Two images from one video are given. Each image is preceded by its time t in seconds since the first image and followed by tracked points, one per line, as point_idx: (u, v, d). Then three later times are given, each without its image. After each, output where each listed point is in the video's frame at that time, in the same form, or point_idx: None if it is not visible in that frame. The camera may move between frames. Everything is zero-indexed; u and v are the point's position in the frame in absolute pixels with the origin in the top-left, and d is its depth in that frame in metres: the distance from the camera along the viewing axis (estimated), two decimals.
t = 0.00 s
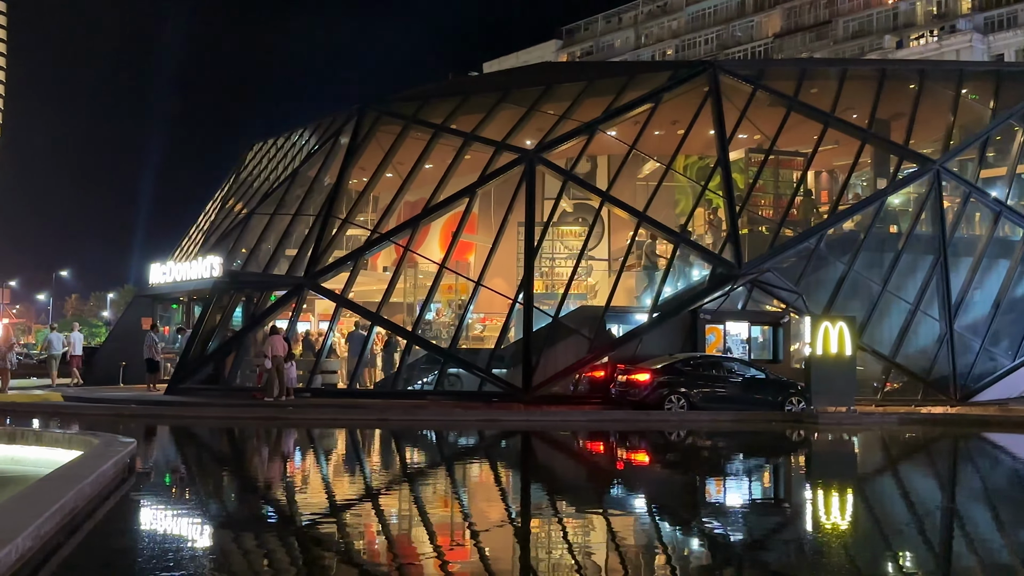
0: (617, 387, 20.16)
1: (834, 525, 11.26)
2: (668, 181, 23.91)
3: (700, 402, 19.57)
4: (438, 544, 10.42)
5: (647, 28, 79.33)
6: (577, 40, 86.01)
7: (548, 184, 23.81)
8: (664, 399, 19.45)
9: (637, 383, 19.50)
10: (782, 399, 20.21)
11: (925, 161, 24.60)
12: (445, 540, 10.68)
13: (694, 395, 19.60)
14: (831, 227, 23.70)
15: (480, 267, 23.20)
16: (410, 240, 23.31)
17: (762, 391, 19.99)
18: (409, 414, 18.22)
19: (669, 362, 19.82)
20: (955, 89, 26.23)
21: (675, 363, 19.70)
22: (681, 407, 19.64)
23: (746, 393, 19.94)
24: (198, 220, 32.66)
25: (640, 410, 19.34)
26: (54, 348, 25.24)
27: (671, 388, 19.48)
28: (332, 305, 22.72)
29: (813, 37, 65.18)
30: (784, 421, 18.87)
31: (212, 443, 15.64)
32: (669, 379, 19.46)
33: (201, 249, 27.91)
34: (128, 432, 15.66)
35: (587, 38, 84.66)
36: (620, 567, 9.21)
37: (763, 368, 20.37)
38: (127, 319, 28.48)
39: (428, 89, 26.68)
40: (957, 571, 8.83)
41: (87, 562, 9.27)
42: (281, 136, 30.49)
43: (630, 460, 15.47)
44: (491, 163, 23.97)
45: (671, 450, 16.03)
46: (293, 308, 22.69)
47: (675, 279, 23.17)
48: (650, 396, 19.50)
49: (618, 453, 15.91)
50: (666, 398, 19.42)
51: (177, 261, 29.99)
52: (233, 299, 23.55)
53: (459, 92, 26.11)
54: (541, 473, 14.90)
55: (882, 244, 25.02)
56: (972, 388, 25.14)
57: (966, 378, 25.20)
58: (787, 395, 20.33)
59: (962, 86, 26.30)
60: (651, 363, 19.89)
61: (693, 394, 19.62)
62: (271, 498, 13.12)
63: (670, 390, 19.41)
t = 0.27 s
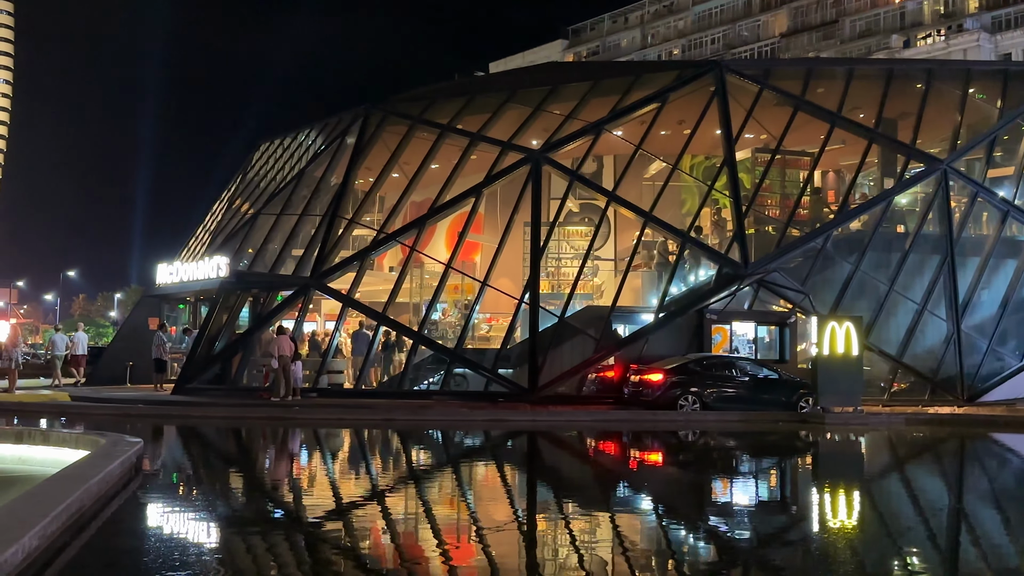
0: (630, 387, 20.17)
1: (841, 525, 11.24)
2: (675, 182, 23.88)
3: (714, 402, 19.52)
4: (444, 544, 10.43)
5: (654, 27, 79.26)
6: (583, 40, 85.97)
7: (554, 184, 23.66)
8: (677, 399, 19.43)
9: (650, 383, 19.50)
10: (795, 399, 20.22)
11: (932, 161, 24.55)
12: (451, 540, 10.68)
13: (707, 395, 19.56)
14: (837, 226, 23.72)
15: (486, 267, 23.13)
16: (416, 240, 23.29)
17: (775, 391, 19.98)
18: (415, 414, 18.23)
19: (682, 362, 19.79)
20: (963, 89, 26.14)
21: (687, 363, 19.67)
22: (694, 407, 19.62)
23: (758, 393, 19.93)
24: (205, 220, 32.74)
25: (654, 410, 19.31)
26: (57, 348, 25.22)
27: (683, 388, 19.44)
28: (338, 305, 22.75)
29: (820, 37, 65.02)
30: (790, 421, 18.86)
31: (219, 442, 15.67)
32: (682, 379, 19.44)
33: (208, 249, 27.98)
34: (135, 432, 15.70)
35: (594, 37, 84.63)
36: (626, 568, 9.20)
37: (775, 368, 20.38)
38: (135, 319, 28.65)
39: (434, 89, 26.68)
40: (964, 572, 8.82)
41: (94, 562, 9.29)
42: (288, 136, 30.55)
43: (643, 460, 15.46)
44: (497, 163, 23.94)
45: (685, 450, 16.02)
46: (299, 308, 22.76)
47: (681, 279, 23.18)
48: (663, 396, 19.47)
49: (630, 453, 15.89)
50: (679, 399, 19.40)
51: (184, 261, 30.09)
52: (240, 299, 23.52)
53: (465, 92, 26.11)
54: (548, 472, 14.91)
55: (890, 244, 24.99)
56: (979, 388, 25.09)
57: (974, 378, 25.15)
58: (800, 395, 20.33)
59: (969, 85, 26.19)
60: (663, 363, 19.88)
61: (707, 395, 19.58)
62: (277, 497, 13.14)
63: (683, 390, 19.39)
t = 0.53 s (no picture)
0: (642, 387, 20.08)
1: (847, 525, 11.22)
2: (680, 181, 23.82)
3: (725, 402, 19.48)
4: (449, 544, 10.44)
5: (660, 27, 79.17)
6: (589, 40, 85.97)
7: (560, 184, 23.73)
8: (688, 399, 19.40)
9: (661, 383, 19.44)
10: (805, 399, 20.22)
11: (938, 161, 24.53)
12: (457, 540, 10.68)
13: (718, 395, 19.50)
14: (844, 226, 23.64)
15: (492, 267, 23.21)
16: (421, 240, 23.30)
17: (785, 391, 20.00)
18: (421, 414, 18.23)
19: (694, 362, 19.74)
20: (969, 88, 26.09)
21: (698, 363, 19.63)
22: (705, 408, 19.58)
23: (769, 393, 19.93)
24: (211, 221, 32.81)
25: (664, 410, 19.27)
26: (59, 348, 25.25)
27: (694, 389, 19.41)
28: (344, 305, 22.83)
29: (826, 37, 64.87)
30: (796, 422, 18.78)
31: (225, 442, 15.69)
32: (693, 379, 19.40)
33: (213, 249, 28.03)
34: (142, 432, 15.72)
35: (599, 37, 84.60)
36: (632, 568, 9.20)
37: (786, 368, 20.39)
38: (141, 319, 28.72)
39: (439, 90, 26.70)
40: (971, 572, 8.80)
41: (100, 561, 9.31)
42: (294, 136, 30.59)
43: (655, 461, 15.45)
44: (502, 163, 23.99)
45: (696, 450, 15.99)
46: (305, 308, 22.81)
47: (686, 278, 23.16)
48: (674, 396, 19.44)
49: (641, 453, 15.87)
50: (690, 399, 19.36)
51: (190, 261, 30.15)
52: (246, 298, 23.53)
53: (470, 93, 26.12)
54: (553, 473, 14.92)
55: (896, 244, 24.93)
56: (986, 389, 25.01)
57: (980, 378, 25.08)
58: (810, 395, 20.34)
59: (976, 85, 26.14)
60: (675, 363, 19.84)
61: (718, 395, 19.54)
62: (283, 497, 13.17)
63: (694, 391, 19.35)
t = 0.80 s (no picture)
0: (650, 387, 20.19)
1: (852, 526, 11.20)
2: (685, 181, 23.89)
3: (735, 403, 19.43)
4: (454, 543, 10.45)
5: (664, 27, 79.08)
6: (593, 40, 85.96)
7: (564, 184, 23.58)
8: (698, 399, 19.41)
9: (670, 383, 19.51)
10: (814, 398, 20.01)
11: (944, 161, 24.49)
12: (462, 540, 10.68)
13: (729, 396, 19.47)
14: (849, 226, 23.59)
15: (496, 267, 23.16)
16: (426, 240, 23.35)
17: (796, 391, 19.85)
18: (426, 414, 18.24)
19: (703, 362, 19.72)
20: (975, 88, 26.03)
21: (707, 363, 19.59)
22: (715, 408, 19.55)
23: (777, 393, 19.77)
24: (216, 221, 32.86)
25: (673, 410, 19.37)
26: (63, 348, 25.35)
27: (703, 389, 19.40)
28: (349, 305, 22.88)
29: (831, 36, 64.78)
30: (801, 422, 18.78)
31: (230, 442, 15.71)
32: (703, 380, 19.38)
33: (219, 249, 28.09)
34: (147, 432, 15.74)
35: (604, 37, 84.57)
36: (637, 568, 9.20)
37: (797, 368, 20.20)
38: (146, 319, 28.78)
39: (444, 90, 26.70)
40: (976, 572, 8.79)
41: (105, 562, 9.32)
42: (299, 136, 30.63)
43: (664, 460, 15.45)
44: (507, 163, 23.92)
45: (701, 450, 15.96)
46: (310, 308, 22.80)
47: (691, 279, 23.05)
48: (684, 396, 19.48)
49: (650, 452, 15.86)
50: (700, 399, 19.37)
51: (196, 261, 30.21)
52: (251, 298, 23.48)
53: (474, 93, 26.12)
54: (558, 472, 14.92)
55: (901, 244, 24.83)
56: (991, 389, 24.98)
57: (986, 378, 25.03)
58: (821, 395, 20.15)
59: (981, 84, 26.06)
60: (685, 363, 19.84)
61: (728, 395, 19.50)
62: (288, 497, 13.18)
63: (704, 391, 19.34)
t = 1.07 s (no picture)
0: (659, 387, 20.10)
1: (857, 526, 11.19)
2: (690, 181, 23.80)
3: (744, 403, 19.38)
4: (460, 544, 10.46)
5: (669, 27, 78.99)
6: (598, 40, 85.94)
7: (569, 184, 23.57)
8: (707, 400, 19.42)
9: (680, 384, 19.48)
10: (822, 399, 19.98)
11: (949, 161, 24.53)
12: (467, 540, 10.68)
13: (738, 396, 19.43)
14: (854, 226, 23.74)
15: (501, 267, 23.08)
16: (431, 240, 23.29)
17: (805, 392, 19.79)
18: (431, 414, 18.25)
19: (712, 362, 19.72)
20: (980, 88, 26.01)
21: (716, 363, 19.59)
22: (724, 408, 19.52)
23: (785, 394, 19.68)
24: (221, 221, 32.90)
25: (683, 410, 19.37)
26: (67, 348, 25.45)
27: (712, 389, 19.39)
28: (354, 305, 22.91)
29: (836, 36, 64.66)
30: (807, 422, 18.72)
31: (236, 442, 15.73)
32: (711, 380, 19.39)
33: (224, 250, 28.11)
34: (153, 432, 15.78)
35: (608, 37, 84.53)
36: (641, 568, 9.21)
37: (806, 368, 20.13)
38: (151, 319, 28.83)
39: (449, 90, 26.71)
40: (982, 572, 8.78)
41: (111, 561, 9.34)
42: (303, 137, 30.67)
43: (672, 460, 15.45)
44: (512, 163, 23.97)
45: (706, 450, 15.95)
46: (315, 309, 22.89)
47: (697, 279, 23.10)
48: (693, 396, 19.50)
49: (659, 453, 15.84)
50: (709, 399, 19.36)
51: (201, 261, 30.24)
52: (256, 299, 23.60)
53: (479, 93, 26.11)
54: (563, 472, 14.92)
55: (907, 244, 24.76)
56: (997, 389, 24.93)
57: (992, 379, 24.99)
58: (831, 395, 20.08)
59: (987, 84, 26.01)
60: (694, 363, 19.84)
61: (738, 395, 19.45)
62: (292, 496, 13.20)
63: (713, 391, 19.34)
